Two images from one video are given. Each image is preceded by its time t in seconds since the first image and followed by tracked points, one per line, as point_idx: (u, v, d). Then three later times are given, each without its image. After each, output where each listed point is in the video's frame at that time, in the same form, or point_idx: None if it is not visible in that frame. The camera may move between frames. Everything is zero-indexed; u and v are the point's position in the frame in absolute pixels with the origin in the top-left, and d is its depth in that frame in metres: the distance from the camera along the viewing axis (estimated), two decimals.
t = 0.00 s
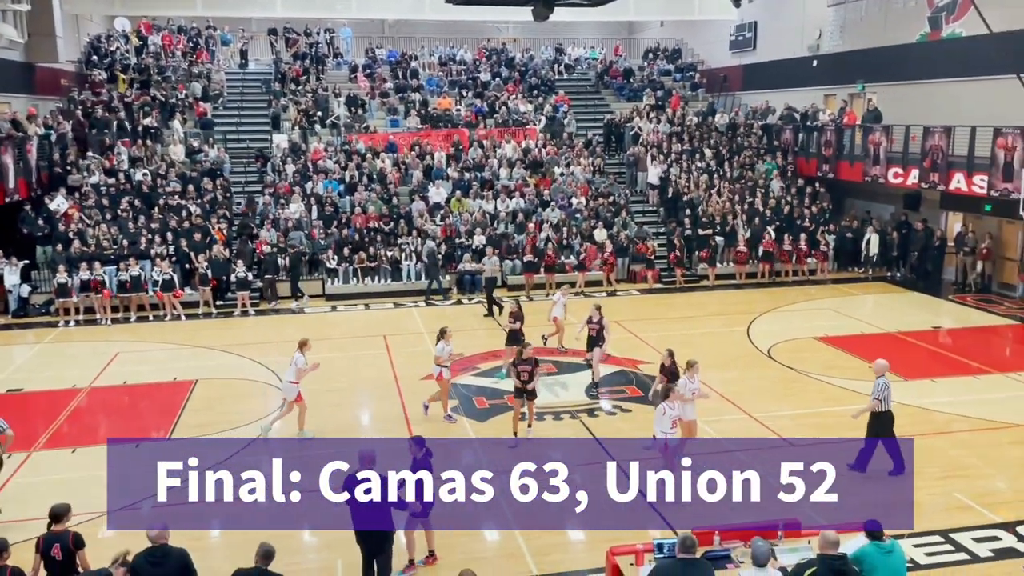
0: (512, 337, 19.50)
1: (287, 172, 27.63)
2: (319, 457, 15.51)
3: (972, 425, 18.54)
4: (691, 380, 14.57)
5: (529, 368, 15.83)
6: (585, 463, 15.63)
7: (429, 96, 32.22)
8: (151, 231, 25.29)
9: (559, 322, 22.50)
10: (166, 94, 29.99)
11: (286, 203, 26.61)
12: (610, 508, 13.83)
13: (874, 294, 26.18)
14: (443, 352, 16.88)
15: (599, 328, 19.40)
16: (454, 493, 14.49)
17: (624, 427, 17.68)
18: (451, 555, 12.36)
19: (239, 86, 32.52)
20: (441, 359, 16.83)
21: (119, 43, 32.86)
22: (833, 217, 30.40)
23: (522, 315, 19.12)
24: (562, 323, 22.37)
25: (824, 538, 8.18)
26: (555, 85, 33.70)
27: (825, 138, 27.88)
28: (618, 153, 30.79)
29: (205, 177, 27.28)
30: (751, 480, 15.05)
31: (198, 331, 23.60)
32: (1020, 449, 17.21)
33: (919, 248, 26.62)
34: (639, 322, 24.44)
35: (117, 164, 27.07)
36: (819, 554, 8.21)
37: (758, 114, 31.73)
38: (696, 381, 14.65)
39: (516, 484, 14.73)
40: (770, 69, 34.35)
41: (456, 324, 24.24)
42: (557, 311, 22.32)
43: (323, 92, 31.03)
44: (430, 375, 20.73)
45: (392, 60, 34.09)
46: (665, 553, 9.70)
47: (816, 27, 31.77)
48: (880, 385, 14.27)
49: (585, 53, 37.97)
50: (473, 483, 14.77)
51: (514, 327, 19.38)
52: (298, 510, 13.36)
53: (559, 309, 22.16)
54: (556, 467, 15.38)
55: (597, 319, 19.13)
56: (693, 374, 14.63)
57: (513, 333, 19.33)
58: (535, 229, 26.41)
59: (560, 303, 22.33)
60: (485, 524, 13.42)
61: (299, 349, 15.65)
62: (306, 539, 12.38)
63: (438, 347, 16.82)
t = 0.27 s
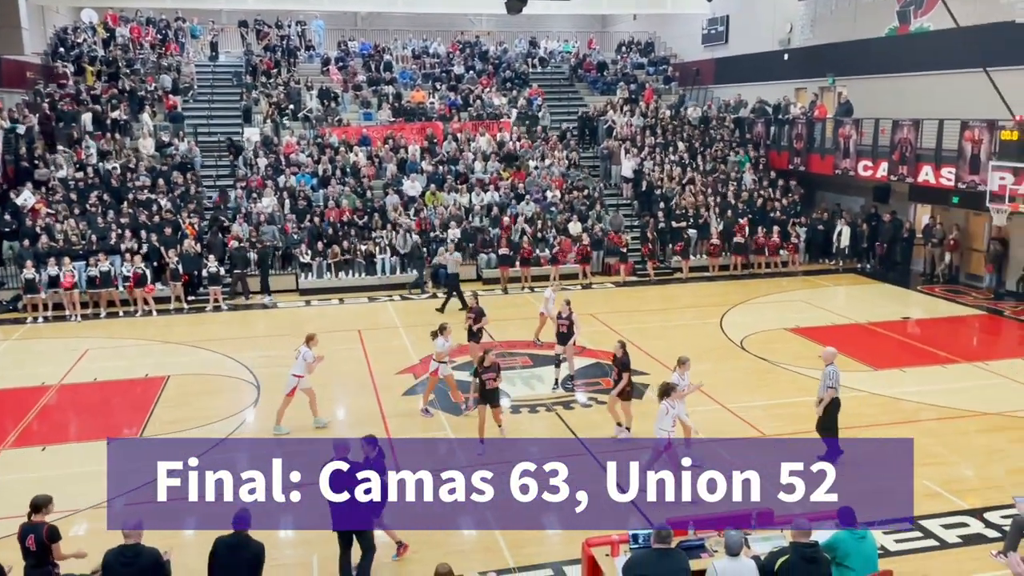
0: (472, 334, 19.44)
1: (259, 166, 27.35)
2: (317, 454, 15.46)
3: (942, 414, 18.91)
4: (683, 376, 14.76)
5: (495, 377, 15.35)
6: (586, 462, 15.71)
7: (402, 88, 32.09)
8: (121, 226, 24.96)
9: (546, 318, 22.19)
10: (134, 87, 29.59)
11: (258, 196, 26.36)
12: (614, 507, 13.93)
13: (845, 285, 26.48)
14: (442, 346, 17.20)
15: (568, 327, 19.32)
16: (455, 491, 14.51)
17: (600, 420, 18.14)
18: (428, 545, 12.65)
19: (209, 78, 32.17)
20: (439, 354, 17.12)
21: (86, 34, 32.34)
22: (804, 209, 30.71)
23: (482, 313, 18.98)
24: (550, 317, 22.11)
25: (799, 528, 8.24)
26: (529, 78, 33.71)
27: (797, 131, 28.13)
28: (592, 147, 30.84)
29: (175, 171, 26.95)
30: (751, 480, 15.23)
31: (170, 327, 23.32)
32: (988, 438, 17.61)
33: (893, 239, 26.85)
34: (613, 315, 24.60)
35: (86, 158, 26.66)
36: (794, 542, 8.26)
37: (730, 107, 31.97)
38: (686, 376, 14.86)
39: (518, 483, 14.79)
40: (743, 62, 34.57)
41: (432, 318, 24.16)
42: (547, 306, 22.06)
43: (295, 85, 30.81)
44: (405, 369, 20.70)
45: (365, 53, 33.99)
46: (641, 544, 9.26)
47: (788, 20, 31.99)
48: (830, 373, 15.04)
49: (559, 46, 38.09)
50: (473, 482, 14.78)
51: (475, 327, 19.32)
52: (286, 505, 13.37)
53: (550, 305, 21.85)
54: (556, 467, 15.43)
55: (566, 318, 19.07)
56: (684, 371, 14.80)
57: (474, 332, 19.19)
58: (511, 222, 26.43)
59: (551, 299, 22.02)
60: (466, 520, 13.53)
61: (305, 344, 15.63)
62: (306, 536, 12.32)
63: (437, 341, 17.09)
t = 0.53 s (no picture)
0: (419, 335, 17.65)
1: (206, 150, 25.29)
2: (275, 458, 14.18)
3: (934, 411, 17.95)
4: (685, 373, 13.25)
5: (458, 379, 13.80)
6: (564, 459, 14.59)
7: (362, 67, 30.22)
8: (55, 216, 22.69)
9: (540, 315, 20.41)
10: (69, 64, 27.29)
11: (205, 182, 24.33)
12: (583, 508, 12.87)
13: (832, 276, 25.07)
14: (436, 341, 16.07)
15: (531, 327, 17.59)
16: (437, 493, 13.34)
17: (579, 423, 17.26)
18: (397, 560, 11.39)
19: (152, 56, 29.94)
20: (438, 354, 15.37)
21: (15, 7, 29.81)
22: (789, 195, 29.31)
23: (432, 313, 17.32)
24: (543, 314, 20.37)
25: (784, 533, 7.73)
26: (498, 56, 31.94)
27: (782, 113, 26.73)
28: (566, 130, 29.18)
29: (114, 156, 24.79)
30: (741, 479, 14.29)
31: (108, 325, 21.28)
32: (979, 436, 16.79)
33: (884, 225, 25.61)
34: (590, 309, 23.20)
35: (16, 142, 24.27)
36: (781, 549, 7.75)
37: (711, 87, 30.37)
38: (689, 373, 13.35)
39: (494, 483, 13.66)
40: (722, 40, 33.07)
41: (394, 313, 22.45)
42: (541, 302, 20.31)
43: (245, 62, 28.78)
44: (365, 368, 18.95)
45: (322, 29, 32.08)
46: (619, 552, 8.97)
47: None
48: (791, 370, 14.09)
49: (530, 23, 36.53)
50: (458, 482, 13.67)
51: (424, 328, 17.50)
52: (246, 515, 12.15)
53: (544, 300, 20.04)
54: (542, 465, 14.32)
55: (529, 316, 17.42)
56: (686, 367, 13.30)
57: (422, 334, 17.36)
58: (478, 210, 24.66)
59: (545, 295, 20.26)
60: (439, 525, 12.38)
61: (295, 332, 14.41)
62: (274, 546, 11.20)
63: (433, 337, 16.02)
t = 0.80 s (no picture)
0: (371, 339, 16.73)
1: (161, 141, 24.27)
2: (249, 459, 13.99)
3: (908, 404, 17.68)
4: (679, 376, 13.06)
5: (427, 381, 13.14)
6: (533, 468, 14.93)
7: (324, 54, 29.33)
8: None
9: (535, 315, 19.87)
10: (15, 51, 26.07)
11: (160, 175, 23.35)
12: (546, 515, 13.28)
13: (807, 269, 24.63)
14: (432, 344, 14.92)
15: (491, 326, 16.73)
16: (404, 501, 13.60)
17: (551, 422, 17.10)
18: (361, 565, 11.74)
19: (103, 43, 28.77)
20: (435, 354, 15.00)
21: None
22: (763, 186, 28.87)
23: (380, 314, 16.24)
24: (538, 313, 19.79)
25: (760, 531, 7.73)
26: (465, 43, 31.18)
27: (756, 102, 26.19)
28: (535, 119, 28.46)
29: (64, 147, 23.69)
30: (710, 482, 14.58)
31: (58, 324, 20.31)
32: (953, 430, 16.58)
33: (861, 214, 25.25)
34: (562, 304, 22.65)
35: None
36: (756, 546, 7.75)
37: (684, 76, 29.79)
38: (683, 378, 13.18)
39: (461, 492, 14.00)
40: (693, 27, 32.52)
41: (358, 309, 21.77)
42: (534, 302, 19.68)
43: (201, 49, 27.76)
44: (330, 367, 18.29)
45: (281, 15, 31.05)
46: (592, 551, 9.55)
47: None
48: (739, 361, 14.57)
49: (498, 10, 35.76)
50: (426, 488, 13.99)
51: (374, 331, 16.38)
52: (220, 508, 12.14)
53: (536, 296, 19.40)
54: (506, 475, 14.71)
55: (490, 313, 16.62)
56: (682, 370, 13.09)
57: (374, 336, 16.39)
58: (446, 203, 23.92)
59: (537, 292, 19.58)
60: (406, 531, 12.72)
61: (295, 338, 13.75)
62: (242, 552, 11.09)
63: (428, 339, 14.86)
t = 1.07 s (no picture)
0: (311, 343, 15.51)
1: (112, 133, 23.31)
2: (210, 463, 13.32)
3: (882, 400, 17.28)
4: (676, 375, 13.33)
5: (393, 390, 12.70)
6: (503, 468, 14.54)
7: (283, 43, 28.45)
8: None
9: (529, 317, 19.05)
10: None
11: (112, 168, 22.40)
12: (514, 515, 12.89)
13: (779, 263, 24.17)
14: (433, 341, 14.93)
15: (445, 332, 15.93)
16: (370, 502, 13.18)
17: (518, 421, 16.56)
18: (326, 570, 11.30)
19: (51, 31, 27.66)
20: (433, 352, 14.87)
21: None
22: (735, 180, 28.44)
23: (321, 319, 15.15)
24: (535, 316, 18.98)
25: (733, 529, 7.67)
26: (430, 32, 30.43)
27: (727, 94, 25.68)
28: (503, 111, 27.78)
29: (9, 139, 22.64)
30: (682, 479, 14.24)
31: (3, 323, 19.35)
32: (927, 425, 16.21)
33: (832, 209, 25.13)
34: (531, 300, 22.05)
35: None
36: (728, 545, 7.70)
37: (654, 67, 29.23)
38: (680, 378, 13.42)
39: (429, 491, 13.60)
40: (663, 16, 31.99)
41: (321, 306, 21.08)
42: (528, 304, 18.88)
43: (155, 37, 26.78)
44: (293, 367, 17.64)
45: (239, 2, 30.07)
46: (563, 554, 9.63)
47: None
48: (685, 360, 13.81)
49: None
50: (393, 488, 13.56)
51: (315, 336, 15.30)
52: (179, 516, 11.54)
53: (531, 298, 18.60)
54: (476, 474, 14.28)
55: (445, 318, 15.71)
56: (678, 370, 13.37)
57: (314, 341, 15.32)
58: (411, 197, 23.21)
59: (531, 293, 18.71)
60: (372, 534, 12.29)
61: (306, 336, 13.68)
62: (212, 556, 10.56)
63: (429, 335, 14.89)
